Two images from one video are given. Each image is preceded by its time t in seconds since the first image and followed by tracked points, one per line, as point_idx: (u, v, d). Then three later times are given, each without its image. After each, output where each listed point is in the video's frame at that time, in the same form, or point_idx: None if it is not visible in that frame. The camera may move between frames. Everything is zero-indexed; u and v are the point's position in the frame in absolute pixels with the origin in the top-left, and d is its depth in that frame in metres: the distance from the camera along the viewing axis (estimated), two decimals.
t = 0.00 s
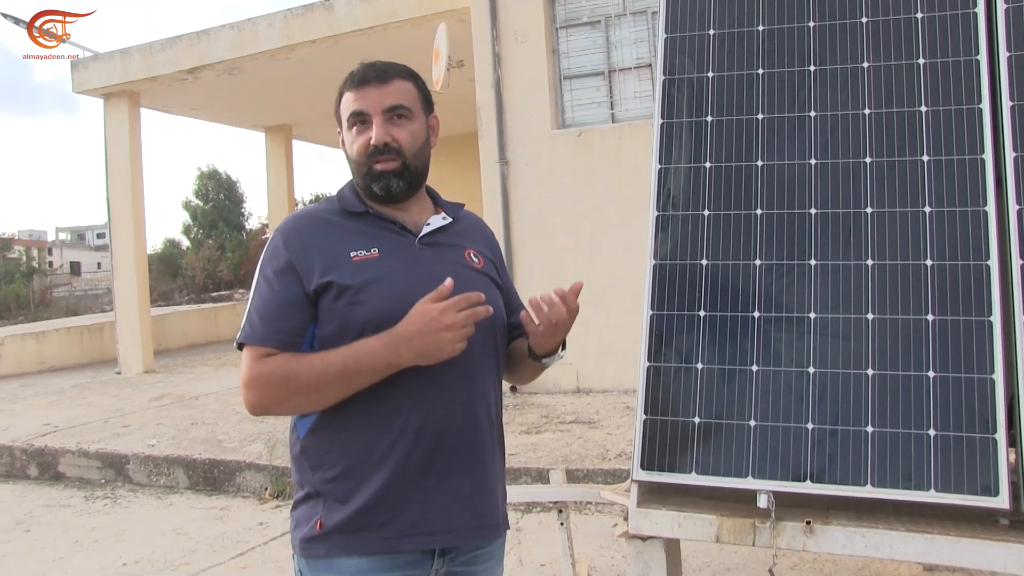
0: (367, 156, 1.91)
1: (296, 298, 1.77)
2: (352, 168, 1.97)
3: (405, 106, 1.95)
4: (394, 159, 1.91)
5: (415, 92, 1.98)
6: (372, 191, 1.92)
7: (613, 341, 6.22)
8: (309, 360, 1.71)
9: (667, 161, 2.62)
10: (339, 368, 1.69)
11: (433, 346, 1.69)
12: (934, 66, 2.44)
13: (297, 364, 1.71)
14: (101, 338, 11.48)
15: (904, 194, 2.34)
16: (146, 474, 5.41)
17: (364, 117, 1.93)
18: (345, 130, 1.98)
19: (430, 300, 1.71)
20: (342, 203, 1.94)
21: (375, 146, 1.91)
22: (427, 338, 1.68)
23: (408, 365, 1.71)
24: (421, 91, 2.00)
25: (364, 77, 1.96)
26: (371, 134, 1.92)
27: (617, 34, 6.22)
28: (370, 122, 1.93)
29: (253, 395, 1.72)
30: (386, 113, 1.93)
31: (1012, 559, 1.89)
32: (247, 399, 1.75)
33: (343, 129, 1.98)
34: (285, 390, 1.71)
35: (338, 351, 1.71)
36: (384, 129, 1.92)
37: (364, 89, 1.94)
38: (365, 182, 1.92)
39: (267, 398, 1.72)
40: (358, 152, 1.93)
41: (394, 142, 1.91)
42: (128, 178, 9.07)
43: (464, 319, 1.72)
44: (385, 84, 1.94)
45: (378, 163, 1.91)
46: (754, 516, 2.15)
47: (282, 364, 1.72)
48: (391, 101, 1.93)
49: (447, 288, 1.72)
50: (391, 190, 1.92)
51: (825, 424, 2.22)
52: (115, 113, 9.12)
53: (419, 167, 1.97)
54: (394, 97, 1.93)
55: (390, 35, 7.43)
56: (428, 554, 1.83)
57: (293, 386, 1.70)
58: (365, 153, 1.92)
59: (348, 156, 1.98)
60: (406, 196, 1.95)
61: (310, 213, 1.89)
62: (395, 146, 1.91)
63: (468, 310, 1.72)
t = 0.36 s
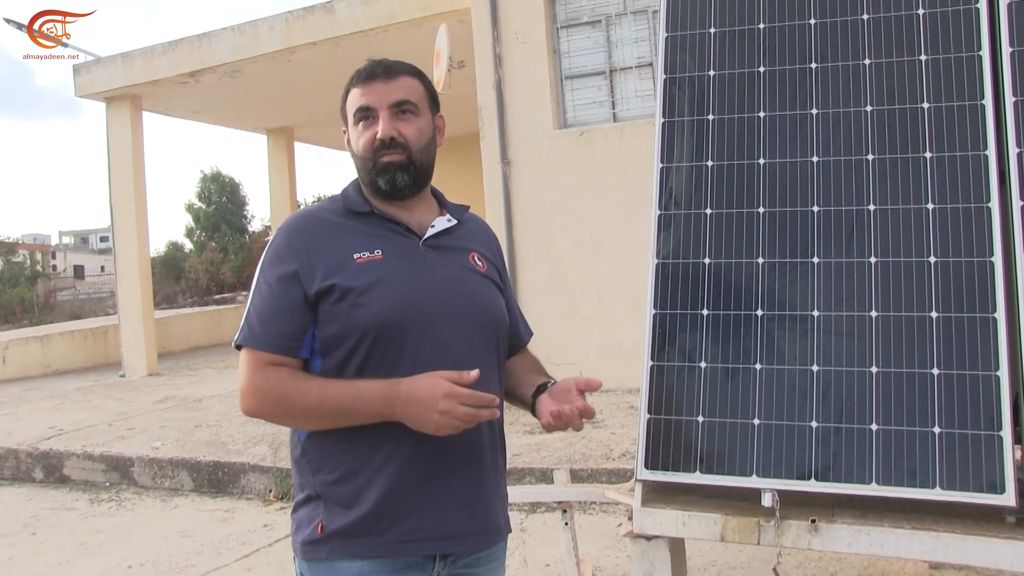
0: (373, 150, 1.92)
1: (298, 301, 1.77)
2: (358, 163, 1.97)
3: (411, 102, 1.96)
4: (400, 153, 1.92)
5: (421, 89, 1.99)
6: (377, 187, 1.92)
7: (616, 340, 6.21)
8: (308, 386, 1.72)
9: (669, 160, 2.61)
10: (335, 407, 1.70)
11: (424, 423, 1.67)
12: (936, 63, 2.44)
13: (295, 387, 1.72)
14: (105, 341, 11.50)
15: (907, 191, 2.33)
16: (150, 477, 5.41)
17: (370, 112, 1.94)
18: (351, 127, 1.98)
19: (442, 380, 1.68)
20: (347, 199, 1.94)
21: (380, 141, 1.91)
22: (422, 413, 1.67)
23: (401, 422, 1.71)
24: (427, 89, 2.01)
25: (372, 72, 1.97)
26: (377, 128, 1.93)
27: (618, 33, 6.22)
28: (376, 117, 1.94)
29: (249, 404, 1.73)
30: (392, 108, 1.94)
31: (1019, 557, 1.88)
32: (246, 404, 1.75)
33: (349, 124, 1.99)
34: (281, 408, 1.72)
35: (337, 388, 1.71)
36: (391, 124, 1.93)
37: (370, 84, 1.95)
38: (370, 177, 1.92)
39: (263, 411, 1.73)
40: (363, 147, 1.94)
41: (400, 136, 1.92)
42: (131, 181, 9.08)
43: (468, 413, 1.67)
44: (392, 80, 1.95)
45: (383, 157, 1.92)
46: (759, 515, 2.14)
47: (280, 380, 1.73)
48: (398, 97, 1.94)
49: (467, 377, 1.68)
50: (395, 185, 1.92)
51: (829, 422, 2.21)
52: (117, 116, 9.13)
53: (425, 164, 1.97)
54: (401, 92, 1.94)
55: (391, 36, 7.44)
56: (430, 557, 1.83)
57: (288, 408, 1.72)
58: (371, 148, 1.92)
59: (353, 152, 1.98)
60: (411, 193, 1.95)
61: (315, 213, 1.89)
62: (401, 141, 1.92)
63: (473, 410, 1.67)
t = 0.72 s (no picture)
0: (371, 152, 1.93)
1: (296, 303, 1.77)
2: (357, 165, 1.98)
3: (409, 103, 1.96)
4: (398, 155, 1.92)
5: (420, 91, 1.99)
6: (376, 188, 1.93)
7: (619, 343, 6.21)
8: (304, 390, 1.73)
9: (672, 162, 2.60)
10: (331, 411, 1.71)
11: (418, 427, 1.67)
12: (938, 65, 2.44)
13: (292, 391, 1.72)
14: (108, 343, 11.52)
15: (910, 193, 2.33)
16: (153, 478, 5.41)
17: (368, 113, 1.95)
18: (350, 129, 1.99)
19: (437, 385, 1.68)
20: (345, 201, 1.94)
21: (378, 142, 1.92)
22: (416, 418, 1.67)
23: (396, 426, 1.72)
24: (426, 90, 2.02)
25: (370, 74, 1.97)
26: (375, 130, 1.94)
27: (621, 36, 6.23)
28: (374, 118, 1.95)
29: (247, 407, 1.74)
30: (390, 110, 1.94)
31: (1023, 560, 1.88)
32: (244, 407, 1.76)
33: (348, 126, 2.00)
34: (277, 412, 1.72)
35: (333, 393, 1.72)
36: (389, 125, 1.94)
37: (368, 86, 1.96)
38: (368, 178, 1.93)
39: (260, 415, 1.73)
40: (362, 148, 1.94)
41: (397, 137, 1.93)
42: (134, 183, 9.10)
43: (462, 418, 1.67)
44: (390, 82, 1.96)
45: (382, 158, 1.92)
46: (762, 517, 2.14)
47: (277, 383, 1.73)
48: (396, 98, 1.95)
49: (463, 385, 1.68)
50: (394, 187, 1.93)
51: (832, 424, 2.21)
52: (121, 118, 9.15)
53: (424, 165, 1.98)
54: (399, 94, 1.95)
55: (394, 38, 7.45)
56: (429, 560, 1.83)
57: (284, 411, 1.72)
58: (369, 149, 1.93)
59: (352, 154, 1.99)
60: (410, 194, 1.96)
61: (316, 215, 1.90)
62: (399, 142, 1.92)
63: (467, 415, 1.67)
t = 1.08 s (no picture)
0: (375, 158, 1.93)
1: (295, 302, 1.78)
2: (359, 171, 1.98)
3: (412, 110, 1.96)
4: (401, 162, 1.93)
5: (424, 97, 1.99)
6: (378, 194, 1.93)
7: (619, 347, 6.21)
8: (300, 390, 1.73)
9: (673, 167, 2.61)
10: (325, 411, 1.71)
11: (409, 429, 1.67)
12: (939, 70, 2.44)
13: (288, 390, 1.73)
14: (108, 345, 11.53)
15: (909, 198, 2.33)
16: (152, 481, 5.41)
17: (372, 121, 1.95)
18: (354, 135, 1.99)
19: (429, 387, 1.68)
20: (347, 205, 1.95)
21: (382, 149, 1.92)
22: (408, 420, 1.67)
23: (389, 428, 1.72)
24: (429, 97, 2.01)
25: (374, 81, 1.97)
26: (379, 137, 1.94)
27: (622, 40, 6.24)
28: (378, 125, 1.95)
29: (245, 404, 1.75)
30: (394, 117, 1.94)
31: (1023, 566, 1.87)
32: (242, 404, 1.77)
33: (351, 132, 2.00)
34: (273, 411, 1.73)
35: (327, 393, 1.72)
36: (392, 132, 1.94)
37: (373, 93, 1.95)
38: (371, 185, 1.93)
39: (257, 413, 1.74)
40: (365, 155, 1.95)
41: (401, 145, 1.93)
42: (134, 186, 9.11)
43: (452, 421, 1.67)
44: (394, 89, 1.95)
45: (384, 166, 1.92)
46: (762, 522, 2.14)
47: (274, 383, 1.74)
48: (400, 105, 1.94)
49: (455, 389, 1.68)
50: (396, 194, 1.93)
51: (832, 429, 2.21)
52: (122, 121, 9.17)
53: (427, 171, 1.98)
54: (403, 101, 1.95)
55: (395, 41, 7.46)
56: (425, 561, 1.83)
57: (280, 410, 1.73)
58: (372, 156, 1.93)
59: (356, 160, 1.99)
60: (413, 200, 1.96)
61: (318, 216, 1.91)
62: (402, 150, 1.93)
63: (457, 418, 1.67)
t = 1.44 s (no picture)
0: (365, 163, 1.93)
1: (288, 304, 1.78)
2: (351, 175, 1.99)
3: (402, 114, 1.96)
4: (391, 166, 1.93)
5: (413, 100, 1.99)
6: (370, 198, 1.94)
7: (620, 349, 6.21)
8: (293, 388, 1.72)
9: (673, 169, 2.62)
10: (318, 407, 1.70)
11: (403, 420, 1.67)
12: (939, 72, 2.45)
13: (280, 389, 1.72)
14: (108, 347, 11.54)
15: (910, 200, 2.34)
16: (153, 483, 5.41)
17: (361, 125, 1.95)
18: (345, 139, 1.99)
19: (420, 377, 1.68)
20: (340, 209, 1.95)
21: (372, 154, 1.92)
22: (401, 411, 1.67)
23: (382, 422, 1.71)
24: (419, 99, 2.01)
25: (362, 85, 1.97)
26: (369, 142, 1.94)
27: (622, 42, 6.24)
28: (368, 130, 1.95)
29: (238, 405, 1.74)
30: (384, 121, 1.94)
31: None
32: (235, 406, 1.77)
33: (342, 137, 2.00)
34: (266, 410, 1.72)
35: (320, 390, 1.71)
36: (382, 136, 1.94)
37: (361, 97, 1.96)
38: (363, 190, 1.94)
39: (251, 413, 1.74)
40: (356, 160, 1.95)
41: (392, 149, 1.93)
42: (135, 188, 9.12)
43: (446, 409, 1.67)
44: (383, 93, 1.96)
45: (376, 170, 1.93)
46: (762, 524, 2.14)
47: (266, 382, 1.73)
48: (389, 109, 1.94)
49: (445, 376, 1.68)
50: (389, 198, 1.94)
51: (833, 431, 2.21)
52: (122, 123, 9.18)
53: (417, 174, 1.98)
54: (392, 105, 1.95)
55: (395, 44, 7.47)
56: (416, 561, 1.83)
57: (274, 410, 1.72)
58: (363, 161, 1.93)
59: (346, 164, 2.00)
60: (404, 203, 1.96)
61: (311, 219, 1.92)
62: (393, 154, 1.93)
63: (450, 406, 1.68)
